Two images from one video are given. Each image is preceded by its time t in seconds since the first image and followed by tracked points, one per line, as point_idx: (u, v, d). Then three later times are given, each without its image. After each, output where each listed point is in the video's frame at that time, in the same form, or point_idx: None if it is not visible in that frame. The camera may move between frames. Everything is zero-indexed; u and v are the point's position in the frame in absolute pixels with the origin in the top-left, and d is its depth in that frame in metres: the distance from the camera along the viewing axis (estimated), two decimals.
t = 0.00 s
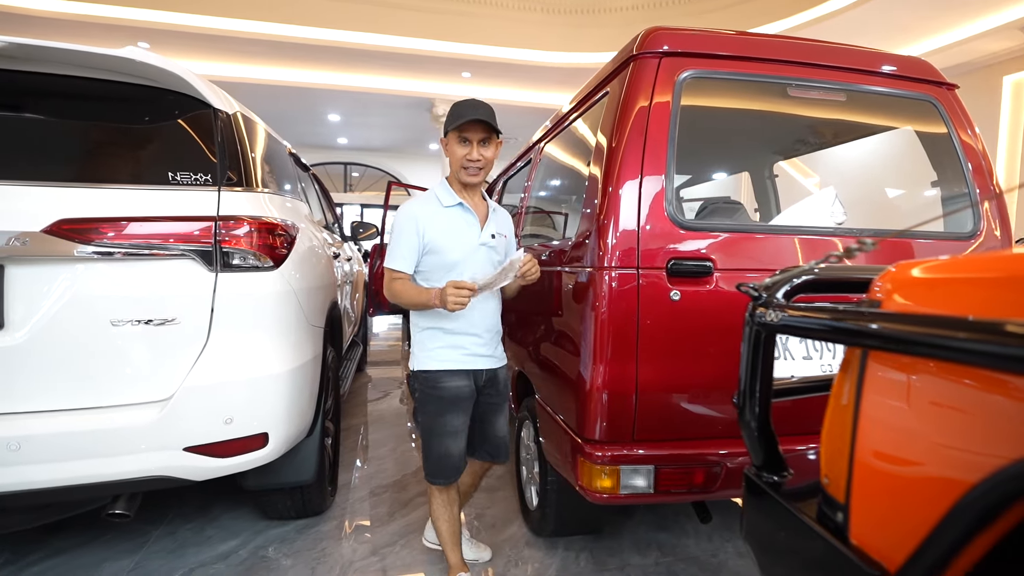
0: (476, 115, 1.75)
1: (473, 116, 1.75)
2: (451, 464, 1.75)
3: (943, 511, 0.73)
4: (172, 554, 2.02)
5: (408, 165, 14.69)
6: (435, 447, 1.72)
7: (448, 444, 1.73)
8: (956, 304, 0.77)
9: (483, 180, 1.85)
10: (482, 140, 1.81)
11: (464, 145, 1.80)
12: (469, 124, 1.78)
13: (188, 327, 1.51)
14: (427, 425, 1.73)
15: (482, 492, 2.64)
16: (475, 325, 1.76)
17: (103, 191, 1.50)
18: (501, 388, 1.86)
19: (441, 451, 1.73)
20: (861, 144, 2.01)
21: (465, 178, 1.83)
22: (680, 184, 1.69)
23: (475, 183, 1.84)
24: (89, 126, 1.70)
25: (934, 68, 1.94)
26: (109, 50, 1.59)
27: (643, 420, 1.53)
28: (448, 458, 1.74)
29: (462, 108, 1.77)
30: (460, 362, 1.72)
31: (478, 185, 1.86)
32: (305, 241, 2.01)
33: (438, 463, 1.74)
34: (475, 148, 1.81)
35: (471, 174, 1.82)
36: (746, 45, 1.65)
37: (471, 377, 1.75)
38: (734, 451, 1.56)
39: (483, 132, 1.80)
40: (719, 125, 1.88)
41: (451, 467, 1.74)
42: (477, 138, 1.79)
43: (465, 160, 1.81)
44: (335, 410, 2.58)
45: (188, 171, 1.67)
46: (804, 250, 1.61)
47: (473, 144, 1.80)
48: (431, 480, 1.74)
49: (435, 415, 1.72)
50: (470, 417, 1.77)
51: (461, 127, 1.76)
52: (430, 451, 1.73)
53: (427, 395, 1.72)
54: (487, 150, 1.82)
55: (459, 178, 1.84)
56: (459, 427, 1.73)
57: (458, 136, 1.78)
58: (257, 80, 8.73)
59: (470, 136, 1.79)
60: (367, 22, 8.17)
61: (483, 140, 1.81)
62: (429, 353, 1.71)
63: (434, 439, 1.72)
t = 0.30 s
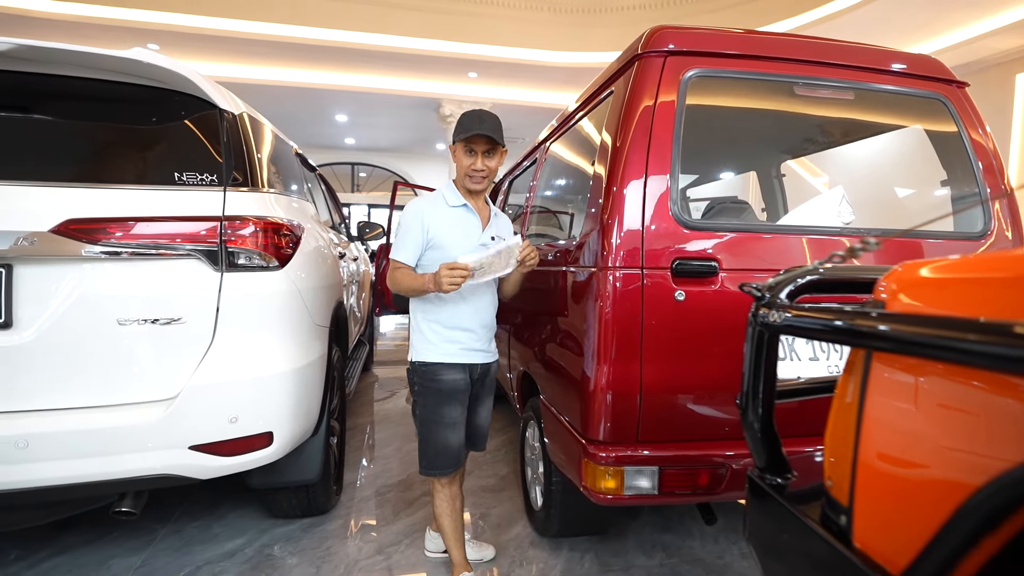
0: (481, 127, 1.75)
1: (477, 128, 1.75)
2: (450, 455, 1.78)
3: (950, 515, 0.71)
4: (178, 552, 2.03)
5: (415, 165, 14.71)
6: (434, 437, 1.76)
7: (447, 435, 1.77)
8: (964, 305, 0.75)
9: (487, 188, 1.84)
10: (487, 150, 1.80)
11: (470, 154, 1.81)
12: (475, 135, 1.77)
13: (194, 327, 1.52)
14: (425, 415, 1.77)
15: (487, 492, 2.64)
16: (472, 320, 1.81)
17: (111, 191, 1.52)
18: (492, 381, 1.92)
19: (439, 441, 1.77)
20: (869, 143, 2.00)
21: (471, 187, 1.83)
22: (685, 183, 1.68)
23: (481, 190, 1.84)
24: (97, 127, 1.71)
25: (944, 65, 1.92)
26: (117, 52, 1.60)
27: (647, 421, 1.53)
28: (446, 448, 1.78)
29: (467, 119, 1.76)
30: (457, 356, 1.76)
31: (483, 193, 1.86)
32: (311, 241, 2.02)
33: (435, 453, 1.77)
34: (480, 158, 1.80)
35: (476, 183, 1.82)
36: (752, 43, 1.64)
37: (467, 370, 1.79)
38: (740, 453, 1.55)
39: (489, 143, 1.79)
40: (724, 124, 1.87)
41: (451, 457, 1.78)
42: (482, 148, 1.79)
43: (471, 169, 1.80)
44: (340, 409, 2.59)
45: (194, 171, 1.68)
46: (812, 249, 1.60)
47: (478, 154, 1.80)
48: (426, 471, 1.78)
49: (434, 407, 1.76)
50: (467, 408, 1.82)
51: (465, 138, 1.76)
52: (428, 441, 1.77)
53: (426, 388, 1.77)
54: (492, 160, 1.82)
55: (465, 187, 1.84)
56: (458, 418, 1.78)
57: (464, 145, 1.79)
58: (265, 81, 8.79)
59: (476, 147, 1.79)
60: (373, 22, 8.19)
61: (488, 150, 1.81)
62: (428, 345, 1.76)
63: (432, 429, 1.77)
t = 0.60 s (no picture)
0: (485, 128, 1.75)
1: (482, 129, 1.74)
2: (453, 444, 1.78)
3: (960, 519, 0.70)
4: (185, 550, 2.04)
5: (421, 165, 14.74)
6: (434, 428, 1.77)
7: (447, 424, 1.77)
8: (975, 306, 0.74)
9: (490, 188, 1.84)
10: (490, 151, 1.80)
11: (473, 155, 1.80)
12: (478, 137, 1.77)
13: (200, 326, 1.53)
14: (424, 407, 1.77)
15: (492, 492, 2.63)
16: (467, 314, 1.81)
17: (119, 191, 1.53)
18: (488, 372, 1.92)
19: (439, 431, 1.77)
20: (879, 142, 1.98)
21: (473, 188, 1.83)
22: (692, 183, 1.66)
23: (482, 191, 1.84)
24: (104, 128, 1.72)
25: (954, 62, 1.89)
26: (125, 53, 1.62)
27: (652, 421, 1.52)
28: (447, 439, 1.77)
29: (471, 121, 1.76)
30: (451, 348, 1.78)
31: (485, 193, 1.86)
32: (317, 241, 2.03)
33: (436, 443, 1.77)
34: (483, 159, 1.80)
35: (478, 184, 1.82)
36: (759, 40, 1.63)
37: (463, 362, 1.80)
38: (747, 454, 1.54)
39: (492, 144, 1.79)
40: (731, 123, 1.86)
41: (454, 447, 1.78)
42: (486, 149, 1.79)
43: (474, 170, 1.80)
44: (346, 408, 2.60)
45: (200, 171, 1.69)
46: (820, 249, 1.58)
47: (482, 155, 1.79)
48: (426, 461, 1.77)
49: (432, 398, 1.77)
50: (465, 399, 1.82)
51: (469, 139, 1.76)
52: (428, 432, 1.77)
53: (423, 380, 1.77)
54: (495, 160, 1.82)
55: (467, 187, 1.84)
56: (457, 408, 1.79)
57: (467, 146, 1.78)
58: (273, 82, 8.83)
59: (479, 148, 1.79)
60: (380, 23, 8.21)
61: (491, 151, 1.80)
62: (423, 337, 1.78)
63: (431, 420, 1.77)
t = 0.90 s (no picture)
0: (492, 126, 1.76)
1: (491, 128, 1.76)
2: (458, 443, 1.78)
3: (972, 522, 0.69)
4: (191, 548, 2.05)
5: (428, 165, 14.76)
6: (441, 427, 1.76)
7: (453, 423, 1.77)
8: (987, 306, 0.73)
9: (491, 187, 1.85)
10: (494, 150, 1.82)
11: (478, 153, 1.80)
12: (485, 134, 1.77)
13: (206, 326, 1.54)
14: (432, 406, 1.77)
15: (497, 492, 2.63)
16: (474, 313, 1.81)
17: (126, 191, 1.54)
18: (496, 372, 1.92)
19: (446, 430, 1.76)
20: (889, 139, 1.96)
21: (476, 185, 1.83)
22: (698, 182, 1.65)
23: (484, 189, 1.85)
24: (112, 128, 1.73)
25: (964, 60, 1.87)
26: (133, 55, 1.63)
27: (658, 422, 1.51)
28: (453, 438, 1.77)
29: (477, 120, 1.77)
30: (458, 347, 1.77)
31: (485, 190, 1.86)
32: (323, 241, 2.03)
33: (442, 442, 1.77)
34: (488, 157, 1.81)
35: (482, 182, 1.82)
36: (767, 39, 1.61)
37: (470, 361, 1.80)
38: (754, 456, 1.54)
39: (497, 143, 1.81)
40: (738, 122, 1.84)
41: (460, 446, 1.78)
42: (491, 147, 1.80)
43: (479, 167, 1.80)
44: (352, 408, 2.60)
45: (206, 171, 1.69)
46: (828, 249, 1.57)
47: (487, 153, 1.80)
48: (433, 460, 1.77)
49: (440, 396, 1.77)
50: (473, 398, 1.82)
51: (477, 136, 1.75)
52: (435, 431, 1.76)
53: (431, 378, 1.77)
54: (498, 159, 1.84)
55: (469, 184, 1.83)
56: (464, 407, 1.78)
57: (474, 143, 1.78)
58: (280, 83, 8.86)
59: (485, 145, 1.79)
60: (387, 23, 8.23)
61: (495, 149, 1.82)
62: (430, 337, 1.78)
63: (439, 419, 1.76)
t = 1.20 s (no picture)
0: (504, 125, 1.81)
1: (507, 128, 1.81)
2: (459, 446, 1.78)
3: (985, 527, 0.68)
4: (198, 547, 2.06)
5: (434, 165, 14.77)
6: (442, 429, 1.76)
7: (454, 426, 1.77)
8: (1000, 308, 0.71)
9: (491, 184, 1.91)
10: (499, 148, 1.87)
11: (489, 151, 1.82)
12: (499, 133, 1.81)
13: (212, 326, 1.54)
14: (435, 408, 1.77)
15: (502, 493, 2.62)
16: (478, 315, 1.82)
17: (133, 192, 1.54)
18: (499, 374, 1.92)
19: (447, 432, 1.76)
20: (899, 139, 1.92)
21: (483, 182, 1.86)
22: (705, 181, 1.64)
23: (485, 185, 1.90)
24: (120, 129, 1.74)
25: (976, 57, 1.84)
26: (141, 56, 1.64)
27: (664, 424, 1.50)
28: (452, 440, 1.77)
29: (490, 118, 1.79)
30: (465, 349, 1.77)
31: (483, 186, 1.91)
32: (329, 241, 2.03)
33: (443, 444, 1.77)
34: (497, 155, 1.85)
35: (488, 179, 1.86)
36: (774, 37, 1.60)
37: (476, 363, 1.80)
38: (762, 457, 1.52)
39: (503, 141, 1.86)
40: (745, 121, 1.83)
41: (459, 449, 1.78)
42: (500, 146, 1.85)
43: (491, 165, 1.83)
44: (358, 408, 2.61)
45: (212, 171, 1.70)
46: (837, 249, 1.55)
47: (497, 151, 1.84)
48: (432, 459, 1.77)
49: (442, 399, 1.77)
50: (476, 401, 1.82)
51: (496, 137, 1.78)
52: (436, 433, 1.76)
53: (434, 380, 1.77)
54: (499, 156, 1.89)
55: (476, 181, 1.85)
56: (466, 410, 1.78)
57: (490, 142, 1.80)
58: (287, 83, 8.89)
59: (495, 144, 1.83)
60: (393, 24, 8.25)
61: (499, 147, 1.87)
62: (433, 340, 1.77)
63: (441, 421, 1.76)
